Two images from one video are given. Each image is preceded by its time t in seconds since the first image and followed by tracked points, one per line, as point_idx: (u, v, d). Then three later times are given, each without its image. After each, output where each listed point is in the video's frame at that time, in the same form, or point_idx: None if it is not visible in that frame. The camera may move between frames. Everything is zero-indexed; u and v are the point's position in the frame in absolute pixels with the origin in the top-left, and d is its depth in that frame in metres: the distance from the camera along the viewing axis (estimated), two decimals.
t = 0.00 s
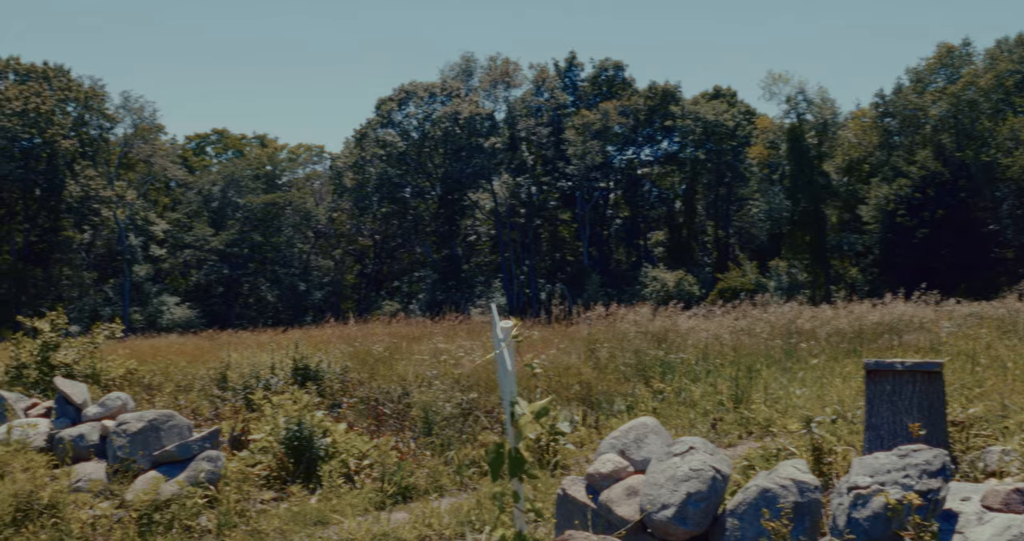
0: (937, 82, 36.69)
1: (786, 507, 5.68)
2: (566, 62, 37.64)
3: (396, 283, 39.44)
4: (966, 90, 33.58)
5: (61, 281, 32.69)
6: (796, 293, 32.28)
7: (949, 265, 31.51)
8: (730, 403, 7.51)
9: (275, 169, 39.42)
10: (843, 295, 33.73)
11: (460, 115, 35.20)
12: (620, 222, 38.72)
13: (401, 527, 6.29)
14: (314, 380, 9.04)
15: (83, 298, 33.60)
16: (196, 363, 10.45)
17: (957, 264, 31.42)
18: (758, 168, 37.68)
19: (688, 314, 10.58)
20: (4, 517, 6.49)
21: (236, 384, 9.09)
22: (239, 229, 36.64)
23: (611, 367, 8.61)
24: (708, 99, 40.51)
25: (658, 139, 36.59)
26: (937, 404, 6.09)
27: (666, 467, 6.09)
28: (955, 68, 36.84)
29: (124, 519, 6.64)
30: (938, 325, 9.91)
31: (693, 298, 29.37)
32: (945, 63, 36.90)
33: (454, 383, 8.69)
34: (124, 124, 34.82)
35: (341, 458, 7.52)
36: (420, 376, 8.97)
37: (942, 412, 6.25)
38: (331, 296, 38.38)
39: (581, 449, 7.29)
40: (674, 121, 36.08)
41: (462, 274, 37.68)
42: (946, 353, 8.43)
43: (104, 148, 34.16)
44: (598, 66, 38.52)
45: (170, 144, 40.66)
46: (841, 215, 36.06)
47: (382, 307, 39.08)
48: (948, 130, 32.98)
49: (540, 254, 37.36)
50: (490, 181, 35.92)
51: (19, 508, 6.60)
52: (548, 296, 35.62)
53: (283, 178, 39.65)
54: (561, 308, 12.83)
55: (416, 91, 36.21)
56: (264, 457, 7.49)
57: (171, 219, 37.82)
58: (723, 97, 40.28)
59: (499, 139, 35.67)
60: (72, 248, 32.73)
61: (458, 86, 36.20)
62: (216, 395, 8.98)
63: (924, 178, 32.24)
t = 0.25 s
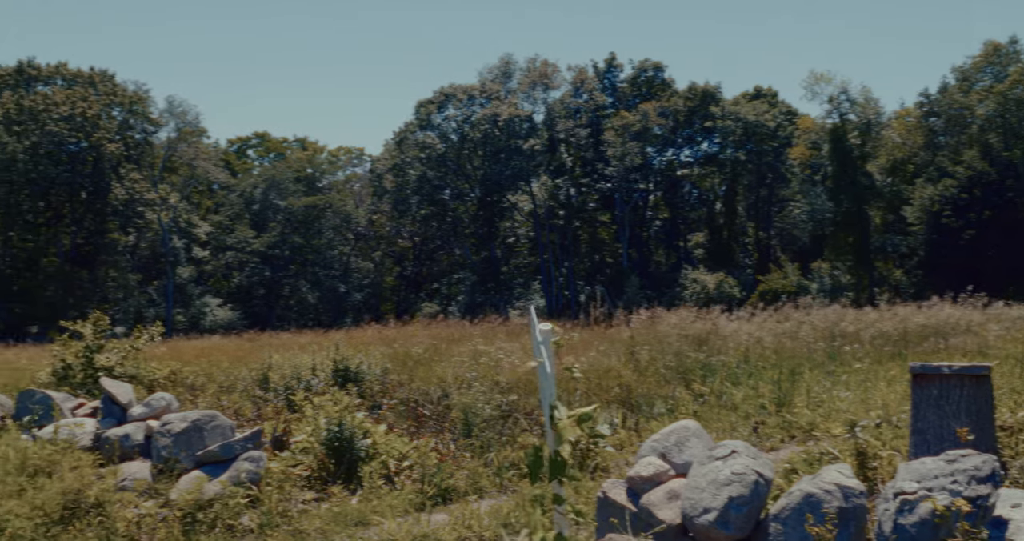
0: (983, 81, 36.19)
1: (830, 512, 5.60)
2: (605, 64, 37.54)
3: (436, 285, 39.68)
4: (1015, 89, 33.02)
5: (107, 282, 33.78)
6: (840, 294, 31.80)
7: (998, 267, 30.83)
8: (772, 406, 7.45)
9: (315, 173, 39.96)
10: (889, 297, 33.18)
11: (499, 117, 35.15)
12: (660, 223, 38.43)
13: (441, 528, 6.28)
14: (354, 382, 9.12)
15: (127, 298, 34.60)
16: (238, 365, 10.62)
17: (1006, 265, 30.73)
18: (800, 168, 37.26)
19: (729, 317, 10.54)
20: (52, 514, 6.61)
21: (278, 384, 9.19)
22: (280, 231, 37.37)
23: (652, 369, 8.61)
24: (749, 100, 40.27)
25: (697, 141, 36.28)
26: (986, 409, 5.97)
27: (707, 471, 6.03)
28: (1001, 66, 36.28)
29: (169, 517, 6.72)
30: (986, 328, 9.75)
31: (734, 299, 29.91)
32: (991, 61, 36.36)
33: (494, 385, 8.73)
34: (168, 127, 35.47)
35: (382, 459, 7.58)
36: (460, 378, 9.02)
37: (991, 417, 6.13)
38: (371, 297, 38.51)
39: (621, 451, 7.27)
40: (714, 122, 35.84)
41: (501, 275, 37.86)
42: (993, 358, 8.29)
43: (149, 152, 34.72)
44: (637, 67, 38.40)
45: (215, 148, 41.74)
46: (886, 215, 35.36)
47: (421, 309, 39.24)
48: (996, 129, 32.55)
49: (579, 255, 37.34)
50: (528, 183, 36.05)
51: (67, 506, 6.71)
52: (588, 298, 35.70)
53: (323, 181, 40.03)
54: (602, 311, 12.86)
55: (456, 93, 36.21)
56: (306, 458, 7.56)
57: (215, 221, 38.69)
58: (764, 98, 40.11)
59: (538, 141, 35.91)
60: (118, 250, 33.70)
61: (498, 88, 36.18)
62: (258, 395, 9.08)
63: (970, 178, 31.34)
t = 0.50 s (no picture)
0: None
1: (876, 518, 5.51)
2: (646, 64, 37.31)
3: (476, 286, 39.06)
4: None
5: (152, 281, 34.16)
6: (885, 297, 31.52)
7: None
8: (815, 410, 7.36)
9: (356, 174, 40.12)
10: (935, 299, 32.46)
11: (539, 118, 34.87)
12: (701, 225, 37.69)
13: (480, 530, 6.27)
14: (395, 382, 9.17)
15: (171, 298, 34.78)
16: (279, 364, 10.75)
17: None
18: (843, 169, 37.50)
19: (771, 319, 10.45)
20: (98, 511, 6.66)
21: (319, 384, 9.25)
22: (321, 232, 38.11)
23: (693, 371, 8.57)
24: (793, 99, 39.81)
25: (739, 141, 35.91)
26: None
27: (751, 475, 5.96)
28: None
29: (212, 515, 6.81)
30: None
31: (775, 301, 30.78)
32: None
33: (534, 388, 8.74)
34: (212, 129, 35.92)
35: (422, 459, 7.60)
36: (500, 379, 9.06)
37: None
38: (410, 298, 39.17)
39: (661, 454, 7.23)
40: (757, 122, 35.57)
41: (541, 278, 37.59)
42: None
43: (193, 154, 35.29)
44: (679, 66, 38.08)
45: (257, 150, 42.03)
46: (932, 218, 34.92)
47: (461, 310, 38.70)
48: None
49: (620, 257, 37.24)
50: (568, 185, 36.02)
51: (113, 503, 6.77)
52: (629, 300, 35.49)
53: (364, 183, 40.14)
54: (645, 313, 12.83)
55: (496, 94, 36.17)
56: (346, 458, 7.60)
57: (258, 221, 39.54)
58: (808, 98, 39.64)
59: (579, 142, 35.71)
60: (162, 250, 34.59)
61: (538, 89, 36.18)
62: (299, 395, 9.15)
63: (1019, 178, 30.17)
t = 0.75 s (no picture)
0: None
1: (929, 528, 5.40)
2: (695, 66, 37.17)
3: (522, 287, 39.85)
4: None
5: (202, 280, 34.63)
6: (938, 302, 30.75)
7: None
8: (867, 417, 7.26)
9: (403, 175, 40.08)
10: (990, 306, 31.61)
11: (586, 120, 35.12)
12: (749, 228, 37.83)
13: (526, 531, 6.25)
14: (440, 383, 9.21)
15: (221, 297, 35.44)
16: (326, 364, 10.87)
17: None
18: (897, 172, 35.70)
19: (821, 324, 10.33)
20: (150, 506, 6.63)
21: (365, 384, 9.30)
22: (368, 233, 37.94)
23: (741, 376, 8.53)
24: (845, 101, 39.21)
25: (789, 143, 35.75)
26: None
27: (800, 483, 5.89)
28: None
29: (260, 512, 6.90)
30: None
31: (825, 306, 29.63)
32: None
33: (581, 391, 8.73)
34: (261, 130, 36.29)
35: (467, 461, 7.64)
36: (546, 382, 9.08)
37: None
38: (456, 298, 39.03)
39: (708, 459, 7.19)
40: (806, 125, 35.35)
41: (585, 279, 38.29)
42: None
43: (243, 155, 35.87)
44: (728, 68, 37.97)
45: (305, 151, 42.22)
46: (989, 222, 32.67)
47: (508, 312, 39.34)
48: None
49: (667, 260, 37.38)
50: (615, 186, 35.63)
51: (163, 498, 6.74)
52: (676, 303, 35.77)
53: (410, 183, 40.19)
54: (696, 319, 12.74)
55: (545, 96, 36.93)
56: (392, 457, 7.66)
57: (306, 222, 39.51)
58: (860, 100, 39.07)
59: (626, 144, 35.57)
60: (212, 250, 35.03)
61: (586, 92, 36.62)
62: (346, 394, 9.20)
63: None
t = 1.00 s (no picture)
0: None
1: (992, 535, 5.29)
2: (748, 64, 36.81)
3: (572, 288, 39.45)
4: None
5: (256, 280, 34.86)
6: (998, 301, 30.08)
7: None
8: (925, 421, 7.14)
9: (453, 176, 40.02)
10: None
11: (637, 121, 35.36)
12: (803, 229, 37.24)
13: (577, 533, 6.23)
14: (491, 383, 9.25)
15: (274, 297, 35.20)
16: (378, 364, 10.98)
17: None
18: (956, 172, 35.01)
19: (878, 327, 10.18)
20: (205, 503, 6.78)
21: (416, 384, 9.36)
22: (418, 234, 38.16)
23: (795, 379, 8.45)
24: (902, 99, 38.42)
25: (844, 143, 34.87)
26: None
27: (857, 487, 5.81)
28: None
29: (314, 510, 7.00)
30: None
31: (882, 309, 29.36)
32: None
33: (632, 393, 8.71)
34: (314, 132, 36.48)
35: (518, 462, 7.66)
36: (596, 383, 9.08)
37: None
38: (506, 300, 39.07)
39: (761, 463, 7.12)
40: (862, 124, 34.22)
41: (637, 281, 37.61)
42: None
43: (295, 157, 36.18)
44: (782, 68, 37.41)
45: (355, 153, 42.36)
46: None
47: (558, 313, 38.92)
48: None
49: (718, 260, 37.24)
50: (666, 187, 35.96)
51: (218, 496, 6.88)
52: (727, 304, 35.56)
53: (460, 184, 40.08)
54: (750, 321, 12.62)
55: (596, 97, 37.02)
56: (443, 458, 7.71)
57: (357, 223, 39.98)
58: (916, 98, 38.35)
59: (677, 145, 36.07)
60: (266, 250, 35.47)
61: (636, 92, 36.56)
62: (398, 394, 9.27)
63: None
